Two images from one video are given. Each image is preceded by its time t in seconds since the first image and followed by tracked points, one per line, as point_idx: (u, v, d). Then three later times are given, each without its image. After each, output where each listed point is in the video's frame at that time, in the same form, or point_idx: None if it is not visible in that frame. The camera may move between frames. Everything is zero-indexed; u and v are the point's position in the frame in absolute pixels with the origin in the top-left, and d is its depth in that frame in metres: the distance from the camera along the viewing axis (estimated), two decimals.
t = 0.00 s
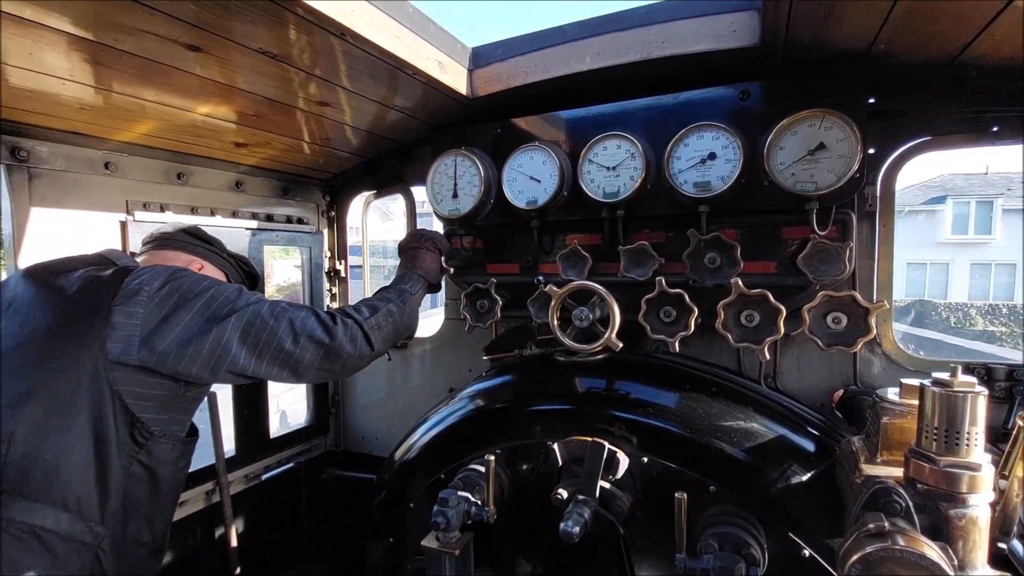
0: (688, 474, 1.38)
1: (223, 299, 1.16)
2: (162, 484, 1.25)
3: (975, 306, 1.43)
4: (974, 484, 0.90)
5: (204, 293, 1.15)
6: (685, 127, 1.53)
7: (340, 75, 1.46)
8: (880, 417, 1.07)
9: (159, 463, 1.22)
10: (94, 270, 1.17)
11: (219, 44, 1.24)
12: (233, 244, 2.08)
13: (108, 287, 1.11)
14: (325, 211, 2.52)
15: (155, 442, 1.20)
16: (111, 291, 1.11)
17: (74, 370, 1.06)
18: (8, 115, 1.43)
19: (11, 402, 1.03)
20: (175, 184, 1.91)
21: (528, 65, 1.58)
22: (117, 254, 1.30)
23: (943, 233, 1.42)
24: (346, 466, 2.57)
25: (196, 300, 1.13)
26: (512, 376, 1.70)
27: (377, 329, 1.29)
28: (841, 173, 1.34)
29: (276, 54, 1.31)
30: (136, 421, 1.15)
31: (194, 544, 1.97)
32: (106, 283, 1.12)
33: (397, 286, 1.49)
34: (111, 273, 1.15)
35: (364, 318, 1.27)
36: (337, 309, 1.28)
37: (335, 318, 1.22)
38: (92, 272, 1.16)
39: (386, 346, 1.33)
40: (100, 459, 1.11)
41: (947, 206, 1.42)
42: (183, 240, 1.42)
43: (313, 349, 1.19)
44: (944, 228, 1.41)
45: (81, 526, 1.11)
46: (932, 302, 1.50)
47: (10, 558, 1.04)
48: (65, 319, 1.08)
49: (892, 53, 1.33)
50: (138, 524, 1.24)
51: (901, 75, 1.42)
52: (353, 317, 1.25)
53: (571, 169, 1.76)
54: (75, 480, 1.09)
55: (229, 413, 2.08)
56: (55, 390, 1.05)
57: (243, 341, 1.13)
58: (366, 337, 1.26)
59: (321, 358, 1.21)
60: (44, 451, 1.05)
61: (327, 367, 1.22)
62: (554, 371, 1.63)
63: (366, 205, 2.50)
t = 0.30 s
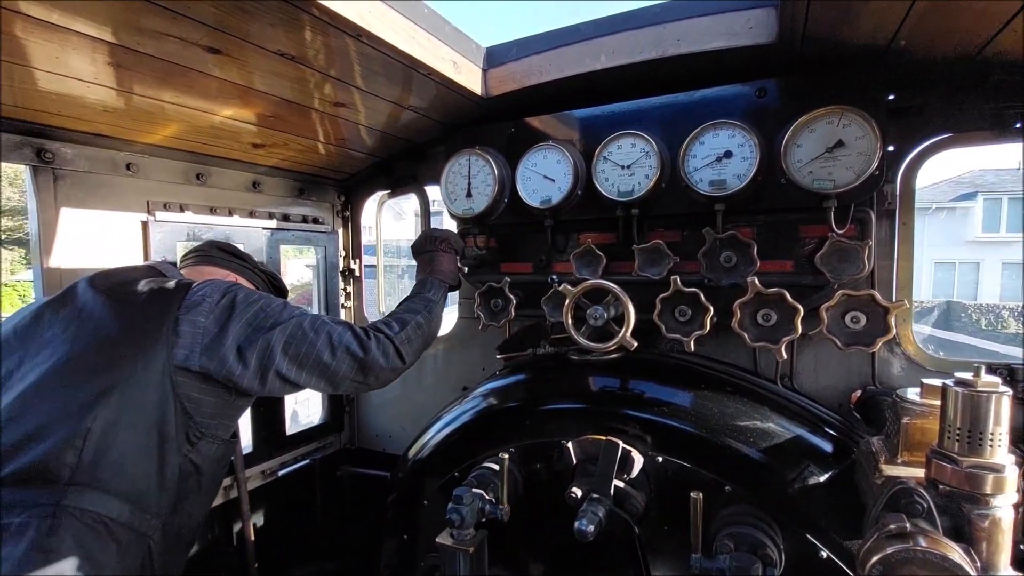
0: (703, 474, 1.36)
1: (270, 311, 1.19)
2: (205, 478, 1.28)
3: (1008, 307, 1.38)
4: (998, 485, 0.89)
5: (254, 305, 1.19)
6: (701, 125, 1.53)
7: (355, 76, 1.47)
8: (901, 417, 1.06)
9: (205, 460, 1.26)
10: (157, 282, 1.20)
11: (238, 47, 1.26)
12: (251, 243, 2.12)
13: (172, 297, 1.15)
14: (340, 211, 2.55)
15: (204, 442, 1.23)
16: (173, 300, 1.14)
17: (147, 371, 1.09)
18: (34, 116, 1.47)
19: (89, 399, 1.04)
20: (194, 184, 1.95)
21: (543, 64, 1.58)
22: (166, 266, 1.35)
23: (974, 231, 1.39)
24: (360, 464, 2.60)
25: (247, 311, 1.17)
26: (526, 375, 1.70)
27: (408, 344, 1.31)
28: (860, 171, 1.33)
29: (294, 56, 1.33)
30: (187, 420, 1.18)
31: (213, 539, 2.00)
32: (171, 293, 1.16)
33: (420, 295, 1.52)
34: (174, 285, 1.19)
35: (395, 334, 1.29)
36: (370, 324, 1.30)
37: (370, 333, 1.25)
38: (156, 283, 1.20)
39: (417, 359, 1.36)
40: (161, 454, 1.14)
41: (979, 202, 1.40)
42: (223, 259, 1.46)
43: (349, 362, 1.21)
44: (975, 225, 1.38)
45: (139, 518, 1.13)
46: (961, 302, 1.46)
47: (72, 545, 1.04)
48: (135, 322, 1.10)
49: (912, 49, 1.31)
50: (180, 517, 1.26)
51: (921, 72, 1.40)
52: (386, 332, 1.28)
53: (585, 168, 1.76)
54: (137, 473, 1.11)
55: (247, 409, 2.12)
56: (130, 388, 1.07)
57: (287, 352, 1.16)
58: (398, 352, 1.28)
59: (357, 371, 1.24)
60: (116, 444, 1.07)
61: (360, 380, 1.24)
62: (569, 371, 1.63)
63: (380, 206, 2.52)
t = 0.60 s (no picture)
0: (714, 473, 1.36)
1: (276, 313, 1.21)
2: (214, 472, 1.30)
3: None
4: (1014, 486, 0.88)
5: (260, 305, 1.21)
6: (712, 124, 1.52)
7: (366, 76, 1.49)
8: (914, 417, 1.05)
9: (212, 454, 1.28)
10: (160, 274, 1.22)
11: (251, 48, 1.27)
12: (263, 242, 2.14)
13: (176, 293, 1.16)
14: (351, 211, 2.57)
15: (211, 436, 1.25)
16: (175, 297, 1.16)
17: (150, 367, 1.11)
18: (51, 118, 1.49)
19: (92, 396, 1.06)
20: (208, 184, 1.97)
21: (553, 63, 1.58)
22: (172, 260, 1.36)
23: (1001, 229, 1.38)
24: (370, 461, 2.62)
25: (252, 312, 1.19)
26: (535, 374, 1.70)
27: (412, 349, 1.33)
28: (873, 169, 1.32)
29: (306, 57, 1.34)
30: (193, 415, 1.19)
31: (226, 533, 2.03)
32: (173, 288, 1.17)
33: (426, 296, 1.50)
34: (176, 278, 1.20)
35: (400, 339, 1.30)
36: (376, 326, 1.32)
37: (374, 337, 1.27)
38: (159, 275, 1.21)
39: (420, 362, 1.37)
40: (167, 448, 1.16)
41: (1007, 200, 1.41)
42: (226, 247, 1.48)
43: (353, 366, 1.23)
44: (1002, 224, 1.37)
45: (148, 513, 1.14)
46: (987, 303, 1.45)
47: (83, 540, 1.05)
48: (139, 319, 1.12)
49: (928, 46, 1.29)
50: (191, 508, 1.28)
51: (935, 68, 1.39)
52: (391, 337, 1.29)
53: (595, 167, 1.76)
54: (145, 469, 1.12)
55: (259, 406, 2.15)
56: (134, 386, 1.09)
57: (292, 353, 1.19)
58: (401, 358, 1.30)
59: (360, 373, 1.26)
60: (123, 441, 1.08)
61: (364, 382, 1.27)
62: (578, 369, 1.63)
63: (390, 205, 2.54)
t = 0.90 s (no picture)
0: (725, 473, 1.35)
1: (261, 302, 1.18)
2: (216, 466, 1.32)
3: None
4: None
5: (242, 296, 1.18)
6: (724, 122, 1.52)
7: (378, 76, 1.50)
8: (929, 416, 1.05)
9: (211, 449, 1.29)
10: (136, 263, 1.20)
11: (266, 49, 1.29)
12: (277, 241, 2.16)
13: (144, 288, 1.13)
14: (362, 210, 2.59)
15: (204, 431, 1.26)
16: (148, 291, 1.13)
17: (127, 369, 1.10)
18: (68, 117, 1.52)
19: (75, 397, 1.08)
20: (224, 184, 2.00)
21: (564, 61, 1.59)
22: (161, 241, 1.34)
23: None
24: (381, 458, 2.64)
25: (235, 303, 1.16)
26: (545, 372, 1.71)
27: (406, 335, 1.31)
28: (888, 167, 1.31)
29: (320, 57, 1.36)
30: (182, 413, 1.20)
31: (240, 528, 2.06)
32: (144, 282, 1.14)
33: (430, 287, 1.48)
34: (149, 267, 1.18)
35: (395, 323, 1.29)
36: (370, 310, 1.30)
37: (367, 322, 1.25)
38: (134, 266, 1.18)
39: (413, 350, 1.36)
40: (155, 447, 1.17)
41: None
42: (217, 220, 1.43)
43: (346, 352, 1.23)
44: None
45: (144, 510, 1.16)
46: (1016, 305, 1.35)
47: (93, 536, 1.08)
48: (116, 316, 1.11)
49: (944, 42, 1.28)
50: (193, 503, 1.29)
51: (952, 65, 1.37)
52: (384, 322, 1.28)
53: (605, 165, 1.76)
54: (136, 468, 1.14)
55: (272, 403, 2.17)
56: (105, 390, 1.09)
57: (281, 343, 1.18)
58: (395, 342, 1.29)
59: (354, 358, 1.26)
60: (103, 446, 1.10)
61: (359, 367, 1.26)
62: (588, 368, 1.63)
63: (401, 204, 2.55)
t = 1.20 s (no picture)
0: (732, 473, 1.35)
1: (238, 290, 1.10)
2: (210, 469, 1.29)
3: None
4: None
5: (216, 288, 1.09)
6: (732, 121, 1.52)
7: (385, 76, 1.51)
8: (938, 417, 1.05)
9: (202, 452, 1.26)
10: (114, 258, 1.14)
11: (275, 49, 1.30)
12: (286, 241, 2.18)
13: (116, 291, 1.07)
14: (370, 209, 2.61)
15: (190, 434, 1.22)
16: (117, 295, 1.07)
17: (104, 374, 1.08)
18: (79, 118, 1.53)
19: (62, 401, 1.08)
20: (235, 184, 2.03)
21: (571, 61, 1.59)
22: (149, 229, 1.25)
23: None
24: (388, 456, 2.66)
25: (210, 296, 1.08)
26: (551, 371, 1.71)
27: (399, 310, 1.22)
28: (897, 166, 1.30)
29: (328, 58, 1.37)
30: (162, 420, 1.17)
31: (249, 525, 2.08)
32: (116, 285, 1.08)
33: (426, 265, 1.39)
34: (120, 267, 1.10)
35: (385, 295, 1.20)
36: (358, 284, 1.22)
37: (356, 297, 1.17)
38: (108, 263, 1.12)
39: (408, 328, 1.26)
40: (139, 455, 1.13)
41: None
42: (183, 192, 1.27)
43: (337, 332, 1.14)
44: None
45: (132, 512, 1.14)
46: None
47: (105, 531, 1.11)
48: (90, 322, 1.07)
49: (955, 40, 1.27)
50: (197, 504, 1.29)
51: (963, 62, 1.36)
52: (373, 295, 1.19)
53: (612, 164, 1.76)
54: (121, 472, 1.11)
55: (280, 400, 2.20)
56: (83, 396, 1.07)
57: (265, 331, 1.09)
58: (387, 317, 1.20)
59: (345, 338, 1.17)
60: (90, 448, 1.09)
61: (351, 345, 1.17)
62: (594, 367, 1.62)
63: (408, 203, 2.56)
